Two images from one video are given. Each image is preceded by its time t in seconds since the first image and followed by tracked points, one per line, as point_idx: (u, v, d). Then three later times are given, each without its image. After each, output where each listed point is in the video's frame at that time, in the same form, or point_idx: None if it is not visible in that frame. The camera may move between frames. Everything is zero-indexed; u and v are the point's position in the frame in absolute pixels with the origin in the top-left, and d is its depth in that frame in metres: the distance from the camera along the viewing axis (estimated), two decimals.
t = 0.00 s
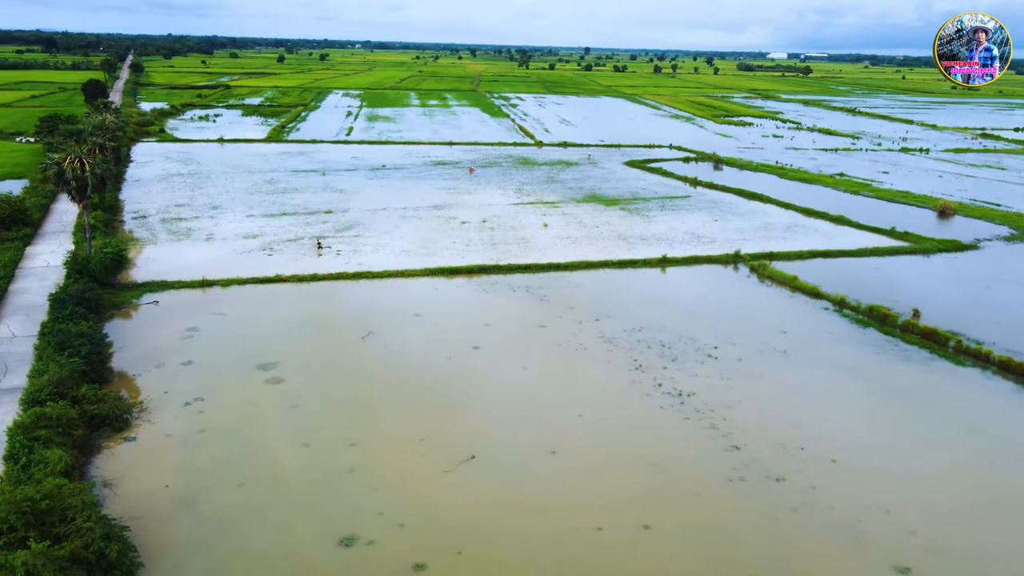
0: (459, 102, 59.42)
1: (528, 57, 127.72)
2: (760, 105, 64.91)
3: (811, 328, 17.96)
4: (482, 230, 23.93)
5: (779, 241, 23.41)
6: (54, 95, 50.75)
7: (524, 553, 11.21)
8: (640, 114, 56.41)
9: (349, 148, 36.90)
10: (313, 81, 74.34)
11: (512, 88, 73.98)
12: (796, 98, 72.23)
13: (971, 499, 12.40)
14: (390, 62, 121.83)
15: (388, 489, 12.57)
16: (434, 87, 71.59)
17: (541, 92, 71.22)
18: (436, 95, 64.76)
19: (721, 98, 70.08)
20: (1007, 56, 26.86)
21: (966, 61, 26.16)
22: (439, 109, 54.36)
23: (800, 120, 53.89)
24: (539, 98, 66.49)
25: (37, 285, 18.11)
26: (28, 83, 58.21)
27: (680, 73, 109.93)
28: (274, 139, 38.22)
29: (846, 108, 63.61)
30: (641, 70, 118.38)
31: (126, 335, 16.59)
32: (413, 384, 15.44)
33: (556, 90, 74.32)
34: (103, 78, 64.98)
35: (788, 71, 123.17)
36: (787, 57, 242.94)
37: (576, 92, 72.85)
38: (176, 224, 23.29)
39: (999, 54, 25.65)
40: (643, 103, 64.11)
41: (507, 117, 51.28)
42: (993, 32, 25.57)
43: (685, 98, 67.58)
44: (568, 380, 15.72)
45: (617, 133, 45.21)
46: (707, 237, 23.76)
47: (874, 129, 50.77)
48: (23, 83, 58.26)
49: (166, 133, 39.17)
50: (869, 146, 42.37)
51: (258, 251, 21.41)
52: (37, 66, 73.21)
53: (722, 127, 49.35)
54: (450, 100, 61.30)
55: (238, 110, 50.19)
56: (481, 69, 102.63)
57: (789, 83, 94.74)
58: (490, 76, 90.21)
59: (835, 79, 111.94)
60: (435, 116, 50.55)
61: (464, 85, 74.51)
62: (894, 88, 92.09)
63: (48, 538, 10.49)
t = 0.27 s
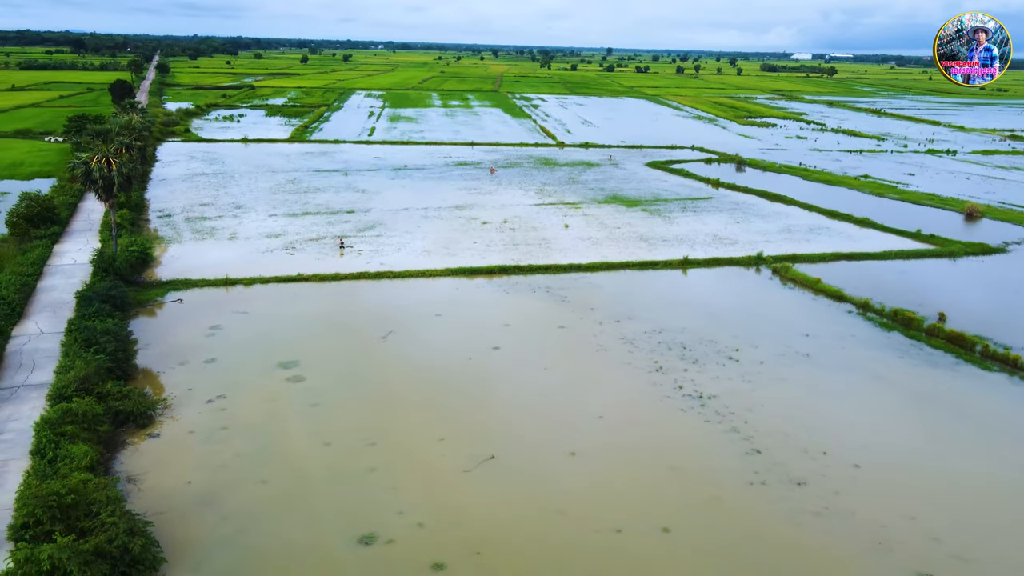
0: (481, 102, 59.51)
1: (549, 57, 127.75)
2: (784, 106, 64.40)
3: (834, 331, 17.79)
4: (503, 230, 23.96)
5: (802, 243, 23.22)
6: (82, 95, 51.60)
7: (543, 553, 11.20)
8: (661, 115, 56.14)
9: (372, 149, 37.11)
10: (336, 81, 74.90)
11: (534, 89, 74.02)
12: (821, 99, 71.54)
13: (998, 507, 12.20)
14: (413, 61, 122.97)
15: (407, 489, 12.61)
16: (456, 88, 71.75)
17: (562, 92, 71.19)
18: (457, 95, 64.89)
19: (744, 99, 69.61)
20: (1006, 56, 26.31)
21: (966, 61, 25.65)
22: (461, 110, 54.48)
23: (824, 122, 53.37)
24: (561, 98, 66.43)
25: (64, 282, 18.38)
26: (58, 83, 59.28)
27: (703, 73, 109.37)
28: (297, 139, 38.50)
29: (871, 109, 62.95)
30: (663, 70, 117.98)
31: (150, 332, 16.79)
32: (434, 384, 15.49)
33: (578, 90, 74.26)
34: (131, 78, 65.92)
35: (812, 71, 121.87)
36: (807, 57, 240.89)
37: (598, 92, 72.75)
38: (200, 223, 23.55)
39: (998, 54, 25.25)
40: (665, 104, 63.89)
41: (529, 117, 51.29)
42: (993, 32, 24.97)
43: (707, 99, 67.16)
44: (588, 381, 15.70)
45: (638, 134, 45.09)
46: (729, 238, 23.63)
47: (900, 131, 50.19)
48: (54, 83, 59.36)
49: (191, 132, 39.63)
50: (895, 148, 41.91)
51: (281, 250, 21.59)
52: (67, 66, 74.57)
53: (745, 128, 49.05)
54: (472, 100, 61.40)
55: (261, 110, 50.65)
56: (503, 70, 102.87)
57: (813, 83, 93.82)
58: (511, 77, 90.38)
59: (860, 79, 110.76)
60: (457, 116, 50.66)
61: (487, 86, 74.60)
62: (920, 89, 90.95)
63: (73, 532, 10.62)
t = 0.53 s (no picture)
0: (503, 103, 59.57)
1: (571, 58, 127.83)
2: (808, 107, 63.82)
3: (858, 334, 17.61)
4: (524, 231, 23.97)
5: (825, 246, 23.02)
6: (109, 95, 52.40)
7: (563, 555, 11.18)
8: (683, 116, 55.83)
9: (395, 149, 37.28)
10: (358, 82, 75.37)
11: (555, 89, 74.04)
12: (846, 100, 70.83)
13: None
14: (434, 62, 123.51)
15: (426, 488, 12.64)
16: (478, 88, 71.91)
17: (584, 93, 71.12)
18: (479, 96, 65.02)
19: (767, 99, 69.12)
20: (1006, 56, 25.91)
21: (966, 61, 25.23)
22: (483, 110, 54.57)
23: (848, 123, 52.84)
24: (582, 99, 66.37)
25: (91, 280, 18.64)
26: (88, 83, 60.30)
27: (725, 74, 108.72)
28: (320, 139, 38.75)
29: (898, 110, 62.20)
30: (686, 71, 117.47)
31: (175, 330, 16.97)
32: (454, 383, 15.52)
33: (599, 91, 74.19)
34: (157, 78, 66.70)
35: (836, 72, 120.53)
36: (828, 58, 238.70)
37: (619, 93, 72.60)
38: (224, 222, 23.78)
39: (998, 54, 24.87)
40: (687, 105, 63.62)
41: (551, 118, 51.27)
42: (993, 32, 24.61)
43: (729, 100, 66.78)
44: (608, 383, 15.66)
45: (659, 135, 44.95)
46: (751, 240, 23.48)
47: (927, 132, 49.54)
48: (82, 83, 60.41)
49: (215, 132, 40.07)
50: (921, 149, 41.40)
51: (303, 249, 21.74)
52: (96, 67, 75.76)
53: (769, 129, 48.70)
54: (493, 101, 61.46)
55: (284, 110, 51.05)
56: (526, 70, 103.06)
57: (836, 83, 92.86)
58: (533, 77, 90.48)
59: (885, 80, 109.50)
60: (478, 117, 50.71)
61: (509, 87, 74.69)
62: (948, 91, 89.68)
63: (97, 526, 10.75)
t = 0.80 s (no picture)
0: (524, 104, 59.63)
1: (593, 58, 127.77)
2: (833, 108, 63.26)
3: (882, 338, 17.43)
4: (545, 231, 23.97)
5: (849, 248, 22.79)
6: (136, 95, 53.16)
7: (582, 556, 11.17)
8: (706, 117, 55.50)
9: (417, 149, 37.43)
10: (381, 82, 75.73)
11: (577, 90, 74.00)
12: (871, 102, 70.12)
13: None
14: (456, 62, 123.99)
15: (445, 488, 12.66)
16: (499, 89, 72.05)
17: (606, 94, 71.02)
18: (501, 96, 65.13)
19: (791, 100, 68.60)
20: (1006, 56, 25.61)
21: (966, 61, 24.75)
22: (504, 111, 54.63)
23: (873, 124, 52.28)
24: (603, 99, 66.28)
25: (116, 277, 18.88)
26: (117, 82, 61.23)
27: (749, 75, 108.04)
28: (342, 139, 38.99)
29: (924, 112, 61.44)
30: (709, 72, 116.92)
31: (198, 328, 17.15)
32: (474, 383, 15.55)
33: (620, 91, 74.05)
34: (183, 78, 67.59)
35: (861, 73, 119.02)
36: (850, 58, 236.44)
37: (642, 94, 72.41)
38: (247, 221, 23.99)
39: (999, 54, 24.48)
40: (710, 106, 63.30)
41: (573, 118, 51.23)
42: (993, 31, 24.20)
43: (752, 101, 66.37)
44: (628, 384, 15.61)
45: (681, 136, 44.76)
46: (774, 242, 23.31)
47: (954, 134, 48.87)
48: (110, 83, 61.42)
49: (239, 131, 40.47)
50: (948, 151, 40.87)
51: (325, 249, 21.88)
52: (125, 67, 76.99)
53: (792, 130, 48.33)
54: (514, 101, 61.52)
55: (307, 110, 51.42)
56: (548, 71, 103.21)
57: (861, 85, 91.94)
58: (554, 78, 90.44)
59: (911, 81, 108.25)
60: (500, 117, 50.74)
61: (530, 87, 74.77)
62: (977, 92, 88.43)
63: (121, 521, 10.87)
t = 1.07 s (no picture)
0: (546, 104, 59.73)
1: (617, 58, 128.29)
2: (858, 109, 62.73)
3: (906, 342, 17.24)
4: (566, 232, 23.96)
5: (873, 251, 22.58)
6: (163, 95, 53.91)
7: (602, 557, 11.13)
8: (729, 118, 55.20)
9: (439, 149, 37.56)
10: (404, 83, 76.19)
11: (599, 91, 73.98)
12: (897, 102, 69.38)
13: None
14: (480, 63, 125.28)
15: (464, 488, 12.69)
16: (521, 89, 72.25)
17: (628, 94, 70.97)
18: (523, 97, 65.27)
19: (816, 101, 68.15)
20: (1006, 54, 26.85)
21: (966, 61, 25.93)
22: (527, 111, 54.71)
23: (899, 126, 51.73)
24: (626, 100, 66.25)
25: (141, 275, 19.12)
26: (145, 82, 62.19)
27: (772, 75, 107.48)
28: (365, 139, 39.24)
29: (952, 113, 60.73)
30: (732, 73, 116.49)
31: (221, 325, 17.32)
32: (493, 384, 15.57)
33: (643, 92, 73.97)
34: (209, 78, 68.54)
35: (887, 74, 117.59)
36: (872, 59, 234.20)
37: (664, 94, 72.29)
38: (269, 220, 24.19)
39: (998, 54, 25.72)
40: (733, 106, 63.00)
41: (595, 119, 51.21)
42: (993, 32, 25.39)
43: (776, 102, 66.01)
44: (648, 386, 15.54)
45: (704, 137, 44.59)
46: (797, 244, 23.15)
47: (982, 135, 48.21)
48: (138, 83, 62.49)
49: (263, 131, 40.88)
50: (976, 153, 40.33)
51: (347, 248, 22.00)
52: (153, 67, 78.30)
53: (816, 131, 47.98)
54: (536, 102, 61.63)
55: (330, 111, 51.80)
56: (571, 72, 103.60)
57: (887, 86, 91.09)
58: (576, 78, 90.45)
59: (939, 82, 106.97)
60: (521, 118, 50.79)
61: (552, 87, 74.85)
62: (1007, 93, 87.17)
63: (145, 516, 11.01)
